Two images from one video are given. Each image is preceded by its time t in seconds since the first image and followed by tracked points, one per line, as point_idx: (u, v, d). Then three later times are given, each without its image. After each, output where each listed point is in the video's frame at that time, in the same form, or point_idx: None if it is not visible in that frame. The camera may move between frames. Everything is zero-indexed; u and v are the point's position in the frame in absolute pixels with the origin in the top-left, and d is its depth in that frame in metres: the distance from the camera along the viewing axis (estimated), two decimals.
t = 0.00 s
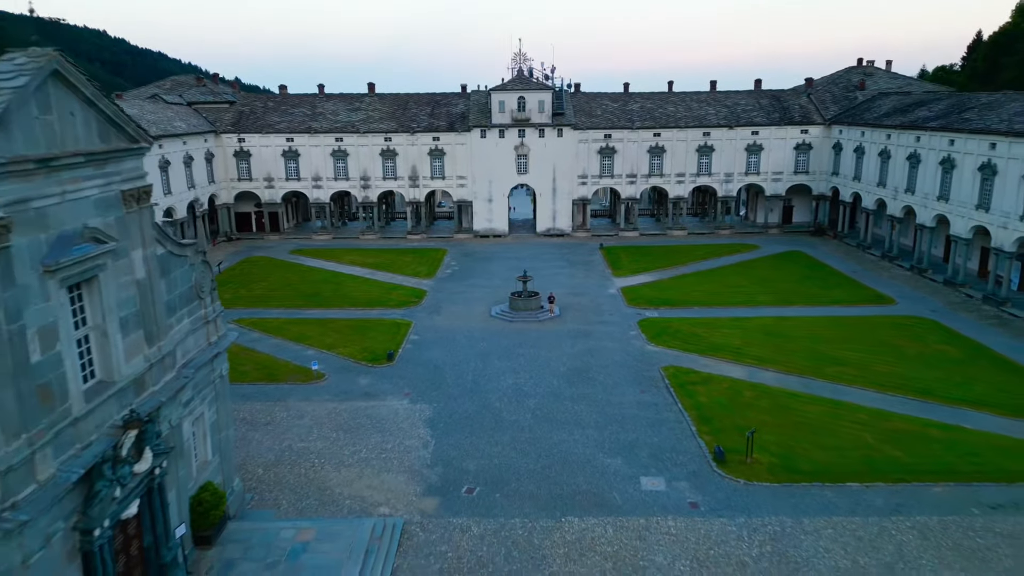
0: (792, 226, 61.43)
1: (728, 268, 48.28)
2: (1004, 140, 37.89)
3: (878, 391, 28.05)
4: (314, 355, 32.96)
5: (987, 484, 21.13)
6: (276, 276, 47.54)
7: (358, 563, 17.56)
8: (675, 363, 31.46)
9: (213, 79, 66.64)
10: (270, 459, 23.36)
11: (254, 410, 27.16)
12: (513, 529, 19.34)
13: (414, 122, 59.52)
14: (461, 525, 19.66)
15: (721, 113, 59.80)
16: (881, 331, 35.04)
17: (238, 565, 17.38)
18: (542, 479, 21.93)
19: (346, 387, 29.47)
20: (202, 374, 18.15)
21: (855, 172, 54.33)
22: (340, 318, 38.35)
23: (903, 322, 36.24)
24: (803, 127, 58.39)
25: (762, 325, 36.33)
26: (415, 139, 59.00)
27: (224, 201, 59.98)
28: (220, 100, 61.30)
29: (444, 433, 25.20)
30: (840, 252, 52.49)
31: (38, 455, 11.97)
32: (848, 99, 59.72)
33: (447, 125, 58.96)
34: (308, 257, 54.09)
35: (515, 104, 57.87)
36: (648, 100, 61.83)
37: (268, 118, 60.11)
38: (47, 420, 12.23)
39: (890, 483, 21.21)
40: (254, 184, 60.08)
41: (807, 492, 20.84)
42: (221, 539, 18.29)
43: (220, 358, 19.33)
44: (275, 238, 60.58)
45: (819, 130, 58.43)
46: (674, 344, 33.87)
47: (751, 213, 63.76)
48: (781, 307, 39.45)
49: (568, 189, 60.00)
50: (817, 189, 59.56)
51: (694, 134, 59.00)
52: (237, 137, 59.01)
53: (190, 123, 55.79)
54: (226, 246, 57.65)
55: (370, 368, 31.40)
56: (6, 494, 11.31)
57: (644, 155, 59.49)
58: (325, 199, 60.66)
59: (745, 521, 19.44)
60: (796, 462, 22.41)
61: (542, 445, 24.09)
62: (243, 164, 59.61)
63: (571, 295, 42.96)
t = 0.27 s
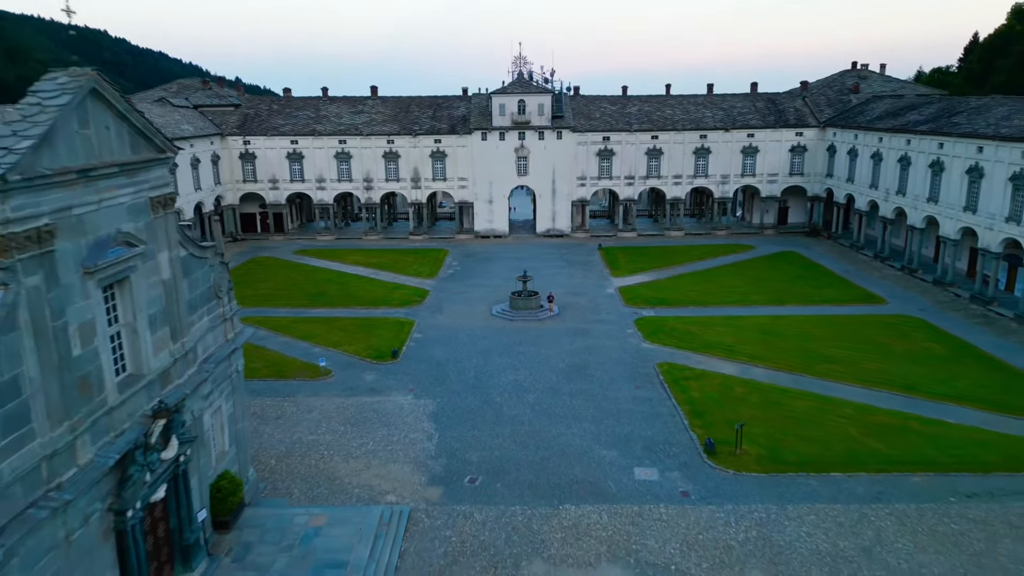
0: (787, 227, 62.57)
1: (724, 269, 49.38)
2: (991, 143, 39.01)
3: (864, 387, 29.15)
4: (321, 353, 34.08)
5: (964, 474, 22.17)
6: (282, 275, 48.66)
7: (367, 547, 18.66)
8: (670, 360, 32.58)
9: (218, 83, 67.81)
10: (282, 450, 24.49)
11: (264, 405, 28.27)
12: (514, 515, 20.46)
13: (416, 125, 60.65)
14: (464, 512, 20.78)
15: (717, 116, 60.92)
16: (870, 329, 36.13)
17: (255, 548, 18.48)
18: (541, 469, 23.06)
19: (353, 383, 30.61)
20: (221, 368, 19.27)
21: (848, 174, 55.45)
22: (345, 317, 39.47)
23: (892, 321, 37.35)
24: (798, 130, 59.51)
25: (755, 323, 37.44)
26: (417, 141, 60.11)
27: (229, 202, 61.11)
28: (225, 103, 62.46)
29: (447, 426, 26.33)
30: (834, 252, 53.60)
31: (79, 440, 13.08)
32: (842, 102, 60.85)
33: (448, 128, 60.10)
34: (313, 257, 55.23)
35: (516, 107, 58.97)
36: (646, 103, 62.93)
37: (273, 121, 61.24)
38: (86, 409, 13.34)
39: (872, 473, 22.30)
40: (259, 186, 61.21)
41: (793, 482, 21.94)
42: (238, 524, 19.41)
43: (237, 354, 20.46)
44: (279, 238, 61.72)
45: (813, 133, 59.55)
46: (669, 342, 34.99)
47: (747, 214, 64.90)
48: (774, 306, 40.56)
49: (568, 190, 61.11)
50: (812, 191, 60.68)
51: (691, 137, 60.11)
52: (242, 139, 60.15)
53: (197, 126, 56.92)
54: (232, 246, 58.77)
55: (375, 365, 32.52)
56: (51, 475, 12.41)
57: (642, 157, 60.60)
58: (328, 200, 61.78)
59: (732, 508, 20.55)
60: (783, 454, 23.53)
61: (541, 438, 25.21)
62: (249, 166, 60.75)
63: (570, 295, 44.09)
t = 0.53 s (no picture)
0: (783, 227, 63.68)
1: (720, 268, 50.49)
2: (978, 147, 40.11)
3: (852, 383, 30.27)
4: (328, 350, 35.19)
5: (943, 465, 23.31)
6: (287, 275, 49.78)
7: (376, 532, 19.78)
8: (665, 357, 33.70)
9: (223, 85, 68.95)
10: (293, 443, 25.62)
11: (274, 400, 29.39)
12: (514, 503, 21.59)
13: (418, 127, 61.74)
14: (467, 500, 21.92)
15: (714, 119, 62.03)
16: (860, 327, 37.27)
17: (271, 533, 19.60)
18: (540, 460, 24.19)
19: (359, 379, 31.73)
20: (238, 364, 20.42)
21: (842, 175, 56.55)
22: (350, 315, 40.58)
23: (882, 319, 38.46)
24: (793, 132, 60.62)
25: (749, 322, 38.58)
26: (419, 143, 61.20)
27: (235, 203, 62.22)
28: (230, 105, 63.59)
29: (451, 420, 27.45)
30: (828, 252, 54.71)
31: (115, 428, 14.20)
32: (836, 105, 61.96)
33: (450, 130, 61.21)
34: (317, 257, 56.35)
35: (516, 110, 60.06)
36: (644, 106, 64.04)
37: (277, 123, 62.36)
38: (121, 400, 14.47)
39: (855, 465, 23.42)
40: (264, 187, 62.32)
41: (781, 472, 23.06)
42: (255, 511, 20.54)
43: (252, 350, 21.60)
44: (284, 238, 62.84)
45: (808, 135, 60.67)
46: (665, 340, 36.12)
47: (744, 214, 66.01)
48: (767, 305, 41.68)
49: (567, 191, 62.22)
50: (807, 192, 61.79)
51: (688, 139, 61.23)
52: (247, 141, 61.26)
53: (203, 128, 58.03)
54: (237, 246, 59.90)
55: (380, 362, 33.64)
56: (91, 459, 13.54)
57: (640, 159, 61.72)
58: (332, 201, 62.88)
59: (722, 497, 21.67)
60: (772, 446, 24.65)
61: (541, 431, 26.34)
62: (254, 168, 61.87)
63: (569, 294, 45.20)
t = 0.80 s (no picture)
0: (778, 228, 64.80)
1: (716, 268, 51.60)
2: (966, 150, 41.20)
3: (841, 379, 31.41)
4: (334, 348, 36.30)
5: (924, 456, 24.45)
6: (293, 275, 50.89)
7: (385, 518, 20.91)
8: (661, 355, 34.83)
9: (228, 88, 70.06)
10: (303, 436, 26.73)
11: (283, 396, 30.49)
12: (515, 492, 22.71)
13: (420, 129, 62.85)
14: (470, 489, 23.04)
15: (710, 121, 63.14)
16: (851, 326, 38.39)
17: (285, 519, 20.73)
18: (540, 453, 25.31)
19: (365, 375, 32.85)
20: (254, 360, 21.53)
21: (836, 177, 57.67)
22: (355, 314, 41.69)
23: (872, 318, 39.58)
24: (788, 134, 61.75)
25: (743, 321, 39.73)
26: (421, 145, 62.29)
27: (240, 204, 63.32)
28: (235, 108, 64.70)
29: (454, 415, 28.57)
30: (822, 253, 55.83)
31: (146, 418, 15.35)
32: (831, 107, 63.08)
33: (451, 132, 62.33)
34: (321, 257, 57.45)
35: (516, 112, 61.17)
36: (642, 108, 65.15)
37: (281, 126, 63.46)
38: (151, 392, 15.63)
39: (841, 456, 24.57)
40: (268, 188, 63.42)
41: (769, 463, 24.20)
42: (270, 499, 21.67)
43: (266, 347, 22.73)
44: (288, 239, 63.94)
45: (803, 137, 61.80)
46: (660, 338, 37.25)
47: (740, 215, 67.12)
48: (761, 304, 42.80)
49: (566, 192, 63.34)
50: (802, 193, 62.91)
51: (685, 141, 62.35)
52: (252, 144, 62.36)
53: (209, 131, 59.14)
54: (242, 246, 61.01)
55: (385, 359, 34.75)
56: (125, 447, 14.67)
57: (638, 161, 62.83)
58: (335, 202, 63.99)
59: (713, 486, 22.81)
60: (762, 439, 25.80)
61: (541, 425, 27.46)
62: (259, 169, 62.97)
63: (568, 293, 46.32)
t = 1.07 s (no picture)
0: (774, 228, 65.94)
1: (711, 268, 52.73)
2: (955, 153, 42.33)
3: (831, 375, 32.58)
4: (339, 345, 37.46)
5: (907, 448, 25.60)
6: (298, 275, 52.04)
7: (393, 506, 22.08)
8: (657, 352, 35.99)
9: (233, 91, 71.20)
10: (312, 430, 27.88)
11: (291, 391, 31.64)
12: (516, 482, 23.87)
13: (422, 131, 63.96)
14: (473, 479, 24.21)
15: (707, 123, 64.28)
16: (842, 324, 39.52)
17: (298, 507, 21.88)
18: (540, 445, 26.47)
19: (370, 372, 34.00)
20: (268, 356, 22.66)
21: (830, 178, 58.82)
22: (359, 313, 42.84)
23: (863, 317, 40.71)
24: (784, 136, 62.92)
25: (737, 319, 40.86)
26: (423, 147, 63.40)
27: (245, 205, 64.46)
28: (240, 110, 65.84)
29: (457, 409, 29.72)
30: (817, 253, 56.96)
31: (173, 409, 16.51)
32: (825, 110, 64.23)
33: (452, 135, 63.45)
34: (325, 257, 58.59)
35: (516, 115, 62.28)
36: (640, 111, 66.27)
37: (286, 128, 64.60)
38: (177, 385, 16.77)
39: (827, 448, 25.73)
40: (273, 189, 64.56)
41: (758, 455, 25.34)
42: (283, 488, 22.81)
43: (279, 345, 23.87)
44: (292, 239, 65.07)
45: (798, 139, 62.95)
46: (657, 336, 38.40)
47: (737, 216, 68.25)
48: (756, 303, 43.92)
49: (566, 194, 64.49)
50: (797, 194, 64.06)
51: (682, 143, 63.48)
52: (257, 146, 63.49)
53: (215, 133, 60.27)
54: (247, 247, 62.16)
55: (389, 356, 35.90)
56: (155, 435, 15.82)
57: (636, 162, 63.96)
58: (339, 203, 65.12)
59: (704, 476, 23.96)
60: (752, 431, 26.97)
61: (540, 419, 28.62)
62: (263, 171, 64.09)
63: (567, 293, 47.46)
